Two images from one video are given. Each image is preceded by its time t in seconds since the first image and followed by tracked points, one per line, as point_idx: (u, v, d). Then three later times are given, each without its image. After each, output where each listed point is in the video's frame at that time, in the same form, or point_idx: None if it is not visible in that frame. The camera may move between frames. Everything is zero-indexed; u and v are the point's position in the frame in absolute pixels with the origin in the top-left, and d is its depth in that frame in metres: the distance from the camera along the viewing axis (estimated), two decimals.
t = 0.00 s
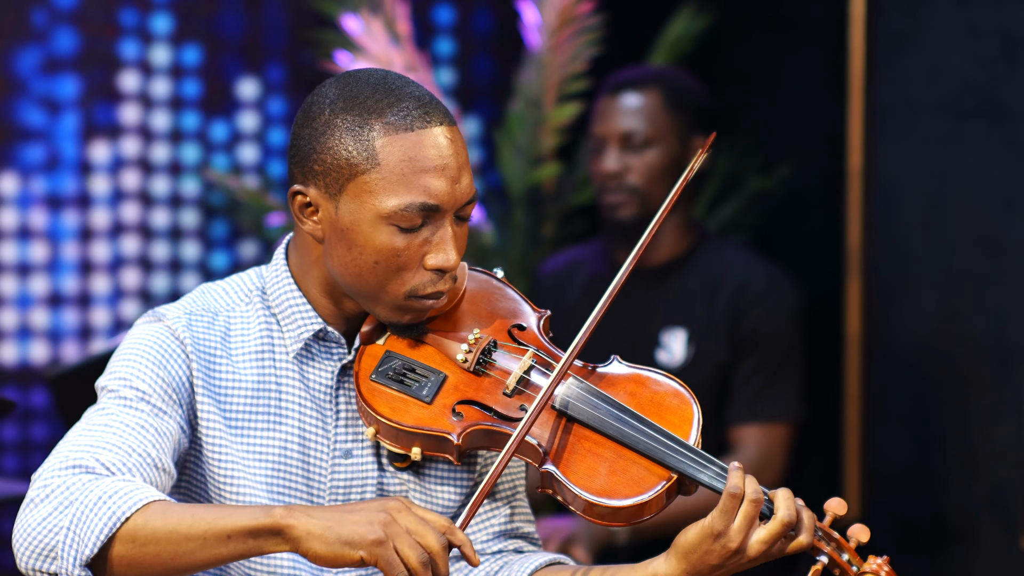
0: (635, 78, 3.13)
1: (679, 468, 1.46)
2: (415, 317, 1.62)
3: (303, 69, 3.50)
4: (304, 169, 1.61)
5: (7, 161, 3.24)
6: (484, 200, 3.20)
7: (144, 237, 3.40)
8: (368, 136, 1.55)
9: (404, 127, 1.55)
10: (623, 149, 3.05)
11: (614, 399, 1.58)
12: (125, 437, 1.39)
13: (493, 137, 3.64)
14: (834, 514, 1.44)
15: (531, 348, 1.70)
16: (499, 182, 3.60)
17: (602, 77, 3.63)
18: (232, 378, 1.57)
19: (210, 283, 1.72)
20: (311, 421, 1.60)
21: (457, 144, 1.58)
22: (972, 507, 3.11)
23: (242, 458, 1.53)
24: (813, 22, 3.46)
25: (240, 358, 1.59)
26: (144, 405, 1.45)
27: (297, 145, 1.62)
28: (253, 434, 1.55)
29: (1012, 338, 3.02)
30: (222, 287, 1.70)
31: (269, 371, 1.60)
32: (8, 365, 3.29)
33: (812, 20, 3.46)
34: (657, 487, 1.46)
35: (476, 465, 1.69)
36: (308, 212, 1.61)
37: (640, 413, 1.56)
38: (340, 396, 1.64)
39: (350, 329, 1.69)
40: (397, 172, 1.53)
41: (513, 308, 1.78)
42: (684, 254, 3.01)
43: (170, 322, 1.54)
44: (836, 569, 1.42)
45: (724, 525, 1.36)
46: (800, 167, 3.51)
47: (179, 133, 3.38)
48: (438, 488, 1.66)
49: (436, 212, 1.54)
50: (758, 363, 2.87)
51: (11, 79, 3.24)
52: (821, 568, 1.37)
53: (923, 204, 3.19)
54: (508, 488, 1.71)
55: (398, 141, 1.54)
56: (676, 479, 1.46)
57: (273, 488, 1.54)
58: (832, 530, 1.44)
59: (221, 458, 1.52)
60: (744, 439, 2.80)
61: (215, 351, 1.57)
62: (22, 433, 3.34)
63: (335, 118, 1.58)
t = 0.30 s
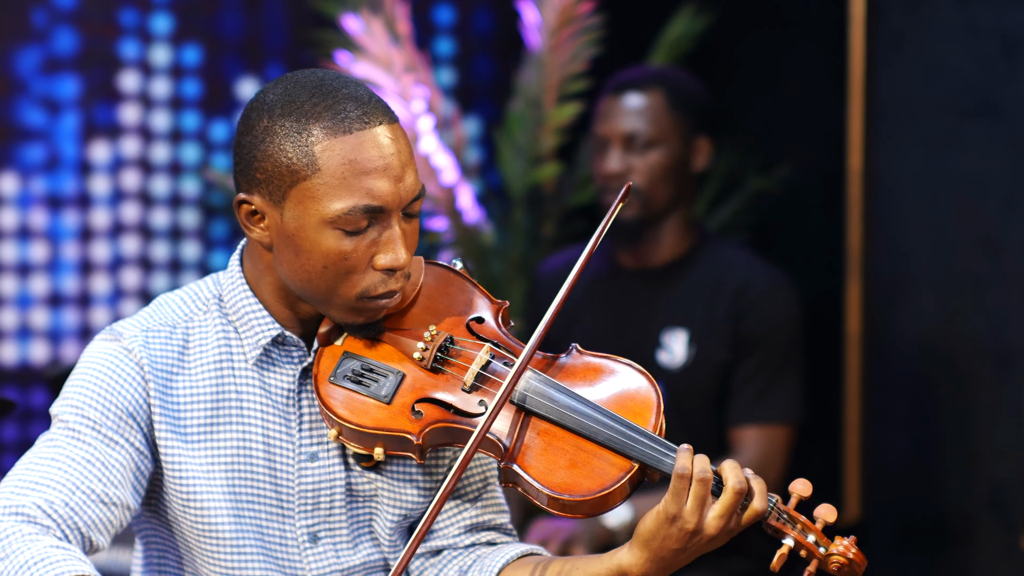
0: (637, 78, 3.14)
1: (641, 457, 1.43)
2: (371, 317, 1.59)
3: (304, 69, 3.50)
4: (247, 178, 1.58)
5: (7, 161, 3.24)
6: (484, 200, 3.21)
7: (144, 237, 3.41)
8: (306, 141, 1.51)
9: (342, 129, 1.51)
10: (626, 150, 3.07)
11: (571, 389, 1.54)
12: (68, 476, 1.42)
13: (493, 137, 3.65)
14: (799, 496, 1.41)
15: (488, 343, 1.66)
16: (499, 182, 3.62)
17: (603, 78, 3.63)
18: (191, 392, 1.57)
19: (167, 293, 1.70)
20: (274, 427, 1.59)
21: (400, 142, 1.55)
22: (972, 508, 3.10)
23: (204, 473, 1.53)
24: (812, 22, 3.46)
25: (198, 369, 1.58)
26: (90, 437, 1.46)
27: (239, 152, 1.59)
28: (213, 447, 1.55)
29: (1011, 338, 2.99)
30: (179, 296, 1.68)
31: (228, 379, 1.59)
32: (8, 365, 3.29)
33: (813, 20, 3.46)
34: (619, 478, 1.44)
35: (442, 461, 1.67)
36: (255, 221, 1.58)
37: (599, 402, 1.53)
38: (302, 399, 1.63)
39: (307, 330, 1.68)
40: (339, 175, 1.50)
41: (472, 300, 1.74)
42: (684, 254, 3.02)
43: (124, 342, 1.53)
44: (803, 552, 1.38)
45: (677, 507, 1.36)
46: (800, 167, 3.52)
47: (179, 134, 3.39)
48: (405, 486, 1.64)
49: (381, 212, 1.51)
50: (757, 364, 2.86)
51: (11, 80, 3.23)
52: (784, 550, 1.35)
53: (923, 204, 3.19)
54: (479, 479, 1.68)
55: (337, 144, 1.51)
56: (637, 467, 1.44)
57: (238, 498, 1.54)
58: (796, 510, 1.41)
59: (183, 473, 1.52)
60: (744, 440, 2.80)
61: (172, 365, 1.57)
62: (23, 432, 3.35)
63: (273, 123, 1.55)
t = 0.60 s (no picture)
0: (648, 79, 3.14)
1: (583, 456, 1.44)
2: (315, 320, 1.63)
3: (303, 69, 3.43)
4: (185, 188, 1.63)
5: (7, 161, 3.25)
6: (484, 200, 3.23)
7: (144, 237, 3.40)
8: (235, 152, 1.55)
9: (270, 138, 1.55)
10: (637, 151, 3.10)
11: (516, 388, 1.55)
12: (18, 472, 1.48)
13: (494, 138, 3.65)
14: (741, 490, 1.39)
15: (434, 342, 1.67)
16: (499, 182, 3.61)
17: (604, 78, 3.64)
18: (148, 396, 1.62)
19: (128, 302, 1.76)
20: (233, 430, 1.63)
21: (330, 146, 1.57)
22: (976, 508, 3.12)
23: (164, 478, 1.58)
24: (813, 22, 3.32)
25: (155, 375, 1.63)
26: (42, 437, 1.51)
27: (178, 163, 1.64)
28: (171, 449, 1.60)
29: (1010, 339, 3.04)
30: (138, 304, 1.73)
31: (185, 383, 1.64)
32: (9, 365, 3.28)
33: (813, 21, 3.32)
34: (562, 477, 1.44)
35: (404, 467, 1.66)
36: (196, 229, 1.64)
37: (543, 402, 1.53)
38: (260, 401, 1.67)
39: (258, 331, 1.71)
40: (267, 184, 1.54)
41: (424, 295, 1.75)
42: (693, 256, 3.10)
43: (81, 348, 1.59)
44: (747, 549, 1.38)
45: (616, 510, 1.38)
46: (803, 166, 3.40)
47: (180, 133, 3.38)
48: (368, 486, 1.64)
49: (311, 219, 1.54)
50: (765, 367, 2.95)
51: (11, 79, 3.25)
52: (723, 547, 1.34)
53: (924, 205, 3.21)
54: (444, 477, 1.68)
55: (265, 153, 1.54)
56: (579, 467, 1.44)
57: (201, 501, 1.58)
58: (739, 506, 1.40)
59: (143, 474, 1.57)
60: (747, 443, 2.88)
61: (129, 372, 1.62)
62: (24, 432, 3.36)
63: (203, 133, 1.60)
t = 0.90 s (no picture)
0: (657, 79, 3.15)
1: (538, 445, 1.40)
2: (279, 323, 1.61)
3: (303, 69, 3.50)
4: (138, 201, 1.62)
5: (7, 161, 3.23)
6: (484, 200, 3.23)
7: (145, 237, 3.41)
8: (172, 165, 1.54)
9: (203, 145, 1.52)
10: (645, 152, 3.11)
11: (474, 379, 1.52)
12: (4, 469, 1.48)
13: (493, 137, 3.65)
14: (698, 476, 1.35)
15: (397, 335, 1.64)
16: (499, 182, 3.61)
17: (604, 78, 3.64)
18: (131, 398, 1.63)
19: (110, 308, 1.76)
20: (216, 431, 1.63)
21: (270, 147, 1.54)
22: (977, 509, 3.11)
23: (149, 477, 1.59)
24: (813, 22, 3.36)
25: (137, 378, 1.64)
26: (28, 437, 1.52)
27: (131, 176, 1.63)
28: (155, 450, 1.61)
29: (1010, 339, 3.02)
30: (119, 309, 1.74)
31: (166, 385, 1.64)
32: (9, 365, 3.26)
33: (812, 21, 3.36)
34: (518, 468, 1.41)
35: (386, 462, 1.63)
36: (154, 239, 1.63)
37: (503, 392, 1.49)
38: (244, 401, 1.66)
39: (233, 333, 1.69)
40: (205, 193, 1.51)
41: (396, 288, 1.72)
42: (699, 256, 3.09)
43: (63, 352, 1.60)
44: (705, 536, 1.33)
45: (574, 504, 1.35)
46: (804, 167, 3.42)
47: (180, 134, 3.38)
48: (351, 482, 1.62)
49: (254, 223, 1.52)
50: (768, 371, 2.94)
51: (11, 79, 3.22)
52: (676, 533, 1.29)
53: (926, 205, 3.20)
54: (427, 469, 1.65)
55: (200, 162, 1.52)
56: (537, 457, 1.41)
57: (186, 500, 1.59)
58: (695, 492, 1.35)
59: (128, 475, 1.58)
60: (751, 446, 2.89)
61: (112, 375, 1.63)
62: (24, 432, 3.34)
63: (146, 145, 1.58)
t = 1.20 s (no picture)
0: (659, 79, 3.15)
1: (536, 437, 1.37)
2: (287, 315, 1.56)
3: (303, 69, 3.43)
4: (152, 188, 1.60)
5: (7, 161, 3.27)
6: (484, 199, 3.21)
7: (144, 237, 3.39)
8: (176, 152, 1.51)
9: (206, 133, 1.49)
10: (648, 152, 3.12)
11: (474, 370, 1.50)
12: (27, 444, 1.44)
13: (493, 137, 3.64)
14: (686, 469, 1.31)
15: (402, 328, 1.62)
16: (499, 181, 3.60)
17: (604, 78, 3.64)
18: (149, 386, 1.59)
19: (137, 299, 1.73)
20: (233, 421, 1.58)
21: (273, 138, 1.49)
22: (977, 508, 3.11)
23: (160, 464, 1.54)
24: (813, 22, 3.33)
25: (156, 366, 1.60)
26: (50, 417, 1.48)
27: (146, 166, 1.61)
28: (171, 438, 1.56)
29: (1011, 340, 3.04)
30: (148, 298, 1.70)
31: (184, 374, 1.59)
32: (8, 365, 3.29)
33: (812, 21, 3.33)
34: (514, 458, 1.38)
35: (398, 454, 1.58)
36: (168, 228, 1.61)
37: (500, 383, 1.47)
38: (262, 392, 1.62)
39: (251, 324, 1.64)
40: (205, 181, 1.48)
41: (406, 281, 1.69)
42: (700, 256, 3.10)
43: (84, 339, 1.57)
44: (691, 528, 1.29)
45: (554, 490, 1.31)
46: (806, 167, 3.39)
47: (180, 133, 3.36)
48: (362, 476, 1.56)
49: (253, 213, 1.47)
50: (766, 373, 2.95)
51: (11, 79, 3.26)
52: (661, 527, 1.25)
53: (926, 205, 3.21)
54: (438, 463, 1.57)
55: (202, 150, 1.49)
56: (533, 450, 1.38)
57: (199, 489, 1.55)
58: (682, 485, 1.31)
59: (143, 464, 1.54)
60: (751, 447, 2.90)
61: (132, 362, 1.59)
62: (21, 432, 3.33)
63: (154, 136, 1.55)
